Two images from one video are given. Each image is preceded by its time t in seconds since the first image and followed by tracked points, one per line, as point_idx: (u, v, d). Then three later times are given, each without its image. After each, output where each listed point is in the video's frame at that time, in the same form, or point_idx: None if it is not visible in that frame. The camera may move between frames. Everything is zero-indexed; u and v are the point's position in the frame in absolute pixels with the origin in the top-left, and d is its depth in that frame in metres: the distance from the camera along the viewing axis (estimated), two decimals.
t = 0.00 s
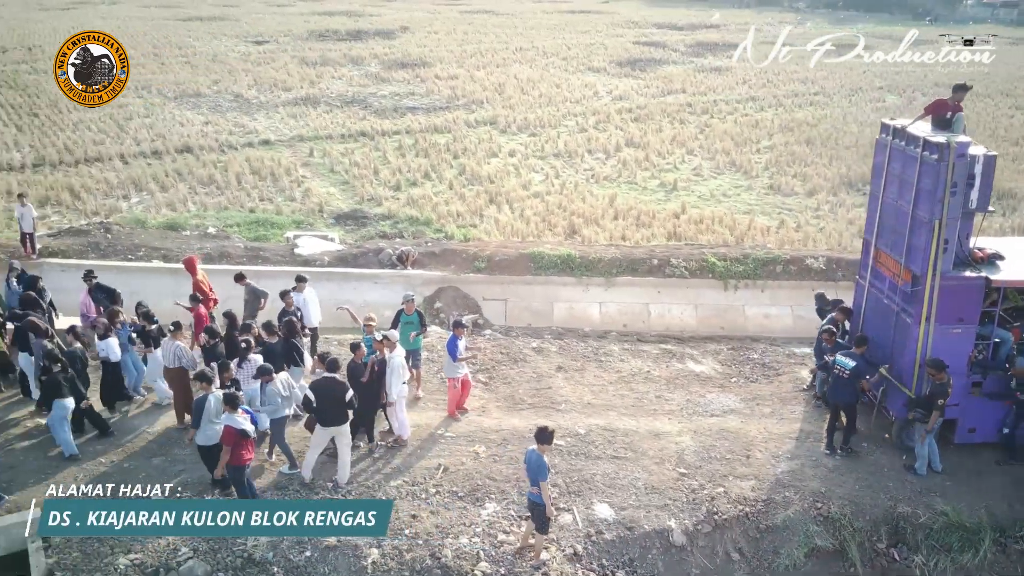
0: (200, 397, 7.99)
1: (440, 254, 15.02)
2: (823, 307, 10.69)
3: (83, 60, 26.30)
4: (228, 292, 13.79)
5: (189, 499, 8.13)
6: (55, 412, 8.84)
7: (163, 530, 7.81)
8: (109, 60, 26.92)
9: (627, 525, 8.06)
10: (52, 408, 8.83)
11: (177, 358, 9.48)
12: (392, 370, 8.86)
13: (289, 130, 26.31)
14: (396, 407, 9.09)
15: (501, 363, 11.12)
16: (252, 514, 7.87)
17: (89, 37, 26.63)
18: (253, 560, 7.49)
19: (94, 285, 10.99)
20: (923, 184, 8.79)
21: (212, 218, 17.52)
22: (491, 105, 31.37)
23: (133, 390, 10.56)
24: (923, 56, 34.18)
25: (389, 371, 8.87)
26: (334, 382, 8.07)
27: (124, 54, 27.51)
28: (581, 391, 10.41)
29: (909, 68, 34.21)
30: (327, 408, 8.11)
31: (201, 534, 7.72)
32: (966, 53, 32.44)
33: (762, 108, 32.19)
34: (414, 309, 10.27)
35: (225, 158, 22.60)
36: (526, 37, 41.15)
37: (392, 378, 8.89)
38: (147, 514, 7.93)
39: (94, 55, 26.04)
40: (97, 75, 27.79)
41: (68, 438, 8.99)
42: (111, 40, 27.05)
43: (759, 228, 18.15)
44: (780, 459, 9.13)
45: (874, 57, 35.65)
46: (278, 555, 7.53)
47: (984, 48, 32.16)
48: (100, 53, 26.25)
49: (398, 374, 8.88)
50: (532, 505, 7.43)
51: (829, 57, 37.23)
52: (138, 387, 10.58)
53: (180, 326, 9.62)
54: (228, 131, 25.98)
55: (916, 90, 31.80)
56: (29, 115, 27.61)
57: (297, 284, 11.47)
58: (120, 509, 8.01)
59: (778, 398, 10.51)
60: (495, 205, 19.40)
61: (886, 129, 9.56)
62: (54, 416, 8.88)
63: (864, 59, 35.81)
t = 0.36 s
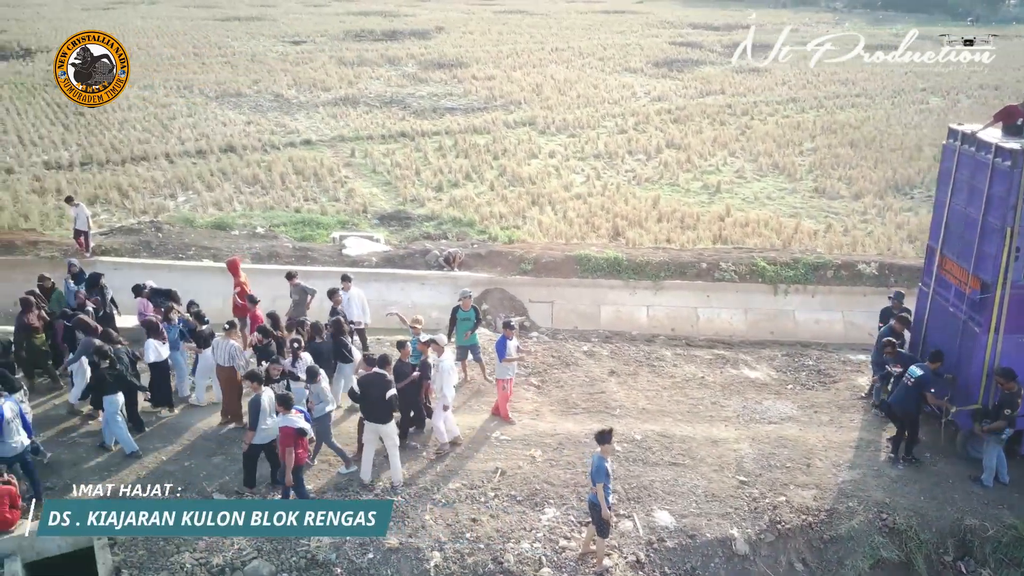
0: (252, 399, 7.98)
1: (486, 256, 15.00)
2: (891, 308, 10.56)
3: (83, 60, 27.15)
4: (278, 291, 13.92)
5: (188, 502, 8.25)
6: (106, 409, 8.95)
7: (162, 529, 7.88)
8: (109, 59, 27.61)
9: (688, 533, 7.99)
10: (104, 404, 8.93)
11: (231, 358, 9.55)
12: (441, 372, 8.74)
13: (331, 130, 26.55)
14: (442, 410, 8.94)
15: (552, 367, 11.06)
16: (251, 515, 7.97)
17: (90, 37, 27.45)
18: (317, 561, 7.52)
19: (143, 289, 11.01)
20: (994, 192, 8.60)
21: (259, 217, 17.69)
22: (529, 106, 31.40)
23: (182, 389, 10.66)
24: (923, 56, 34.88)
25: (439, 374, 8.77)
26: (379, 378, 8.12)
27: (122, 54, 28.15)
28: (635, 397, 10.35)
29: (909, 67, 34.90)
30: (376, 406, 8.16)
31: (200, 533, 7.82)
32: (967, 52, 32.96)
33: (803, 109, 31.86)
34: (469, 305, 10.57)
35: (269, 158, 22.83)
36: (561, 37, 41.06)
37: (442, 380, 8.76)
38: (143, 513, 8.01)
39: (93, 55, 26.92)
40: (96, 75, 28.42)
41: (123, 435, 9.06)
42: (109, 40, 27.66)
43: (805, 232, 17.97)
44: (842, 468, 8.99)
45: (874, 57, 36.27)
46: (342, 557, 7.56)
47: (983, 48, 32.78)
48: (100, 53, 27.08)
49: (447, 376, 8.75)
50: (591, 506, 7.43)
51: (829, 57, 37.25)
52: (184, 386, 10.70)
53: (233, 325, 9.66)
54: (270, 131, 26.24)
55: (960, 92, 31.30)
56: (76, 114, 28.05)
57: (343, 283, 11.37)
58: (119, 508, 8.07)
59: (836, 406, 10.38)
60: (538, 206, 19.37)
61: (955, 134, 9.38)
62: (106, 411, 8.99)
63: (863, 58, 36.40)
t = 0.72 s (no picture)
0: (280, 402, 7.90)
1: (517, 256, 14.94)
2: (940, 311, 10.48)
3: (83, 59, 26.82)
4: (311, 291, 13.97)
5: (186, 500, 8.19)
6: (137, 403, 9.07)
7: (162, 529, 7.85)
8: (108, 59, 27.34)
9: (736, 537, 7.95)
10: (135, 398, 9.05)
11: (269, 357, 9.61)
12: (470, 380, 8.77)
13: (355, 130, 26.64)
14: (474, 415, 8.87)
15: (590, 369, 11.03)
16: (251, 514, 7.98)
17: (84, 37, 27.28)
18: (365, 561, 7.50)
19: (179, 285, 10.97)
20: None
21: (288, 217, 17.77)
22: (552, 106, 31.39)
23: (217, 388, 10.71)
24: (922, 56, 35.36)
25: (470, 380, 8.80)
26: (414, 381, 8.06)
27: (119, 54, 27.80)
28: (675, 399, 10.32)
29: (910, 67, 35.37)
30: (412, 407, 8.12)
31: (202, 534, 7.81)
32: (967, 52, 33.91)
33: (827, 109, 31.67)
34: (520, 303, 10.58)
35: (295, 158, 22.90)
36: (581, 37, 40.94)
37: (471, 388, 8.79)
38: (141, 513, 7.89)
39: (93, 55, 26.55)
40: (97, 75, 28.09)
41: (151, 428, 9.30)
42: (107, 40, 27.31)
43: (836, 234, 17.87)
44: (889, 473, 8.92)
45: (874, 57, 36.80)
46: (390, 558, 7.53)
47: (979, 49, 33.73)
48: (96, 53, 26.82)
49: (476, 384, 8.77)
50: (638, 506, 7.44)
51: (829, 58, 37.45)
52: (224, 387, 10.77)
53: (268, 323, 9.66)
54: (294, 131, 26.34)
55: (987, 93, 31.07)
56: (101, 113, 28.21)
57: (377, 282, 11.30)
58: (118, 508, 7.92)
59: (879, 410, 10.30)
60: (566, 206, 19.31)
61: (1005, 136, 9.28)
62: (138, 405, 9.10)
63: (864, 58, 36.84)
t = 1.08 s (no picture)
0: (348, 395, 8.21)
1: (580, 257, 14.88)
2: None
3: (84, 61, 24.50)
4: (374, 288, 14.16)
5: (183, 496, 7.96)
6: (206, 392, 9.24)
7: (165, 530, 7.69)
8: (109, 59, 25.31)
9: (819, 547, 7.82)
10: (203, 387, 9.22)
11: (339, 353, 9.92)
12: (536, 383, 8.67)
13: (411, 130, 26.89)
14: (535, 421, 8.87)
15: (661, 371, 10.96)
16: (251, 514, 7.92)
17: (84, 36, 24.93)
18: (445, 558, 7.49)
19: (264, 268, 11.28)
20: None
21: (351, 216, 18.02)
22: (606, 107, 31.31)
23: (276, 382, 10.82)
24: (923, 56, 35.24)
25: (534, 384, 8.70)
26: (489, 381, 8.14)
27: (120, 53, 26.05)
28: (749, 405, 10.26)
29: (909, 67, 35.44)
30: (492, 403, 8.12)
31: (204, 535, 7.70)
32: (967, 52, 33.22)
33: (888, 112, 31.01)
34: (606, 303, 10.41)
35: (354, 158, 23.21)
36: (632, 38, 40.74)
37: (535, 391, 8.70)
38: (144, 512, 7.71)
39: (94, 55, 24.35)
40: (97, 74, 25.79)
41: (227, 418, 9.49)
42: (109, 39, 25.22)
43: (904, 238, 17.50)
44: (974, 485, 8.72)
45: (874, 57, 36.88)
46: (470, 555, 7.52)
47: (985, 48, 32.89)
48: (98, 52, 24.65)
49: (541, 388, 8.68)
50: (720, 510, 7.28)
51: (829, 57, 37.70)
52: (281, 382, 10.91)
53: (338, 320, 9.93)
54: (352, 130, 26.70)
55: None
56: (165, 112, 28.82)
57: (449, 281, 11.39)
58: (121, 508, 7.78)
59: (960, 421, 10.10)
60: (625, 207, 19.19)
61: None
62: (206, 394, 9.29)
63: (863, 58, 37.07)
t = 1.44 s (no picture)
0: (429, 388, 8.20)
1: (664, 260, 14.71)
2: None
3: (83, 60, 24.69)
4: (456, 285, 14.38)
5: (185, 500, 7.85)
6: (286, 384, 9.53)
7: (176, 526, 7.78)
8: (109, 59, 25.24)
9: (920, 565, 7.54)
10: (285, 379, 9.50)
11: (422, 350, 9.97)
12: (615, 388, 8.61)
13: (489, 130, 27.08)
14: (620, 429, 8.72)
15: (750, 379, 10.76)
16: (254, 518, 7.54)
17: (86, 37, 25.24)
18: (535, 558, 7.50)
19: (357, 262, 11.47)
20: None
21: (433, 215, 18.27)
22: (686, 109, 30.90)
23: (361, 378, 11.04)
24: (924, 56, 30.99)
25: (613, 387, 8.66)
26: (581, 387, 8.10)
27: (120, 54, 25.71)
28: (842, 417, 9.99)
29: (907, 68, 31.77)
30: (583, 409, 8.15)
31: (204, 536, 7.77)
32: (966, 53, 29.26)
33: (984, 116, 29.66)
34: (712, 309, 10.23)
35: (435, 157, 23.55)
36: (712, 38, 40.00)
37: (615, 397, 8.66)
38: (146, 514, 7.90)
39: (93, 53, 24.39)
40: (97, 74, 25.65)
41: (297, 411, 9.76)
42: (107, 39, 25.25)
43: (1002, 249, 16.73)
44: None
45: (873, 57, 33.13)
46: (560, 557, 7.52)
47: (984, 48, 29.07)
48: (98, 53, 24.90)
49: (620, 393, 8.63)
50: (818, 522, 7.08)
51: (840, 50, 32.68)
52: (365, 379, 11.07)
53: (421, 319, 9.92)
54: (432, 130, 27.07)
55: None
56: (251, 109, 29.62)
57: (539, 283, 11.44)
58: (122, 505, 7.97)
59: None
60: (707, 211, 18.86)
61: None
62: (288, 386, 9.57)
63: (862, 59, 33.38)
